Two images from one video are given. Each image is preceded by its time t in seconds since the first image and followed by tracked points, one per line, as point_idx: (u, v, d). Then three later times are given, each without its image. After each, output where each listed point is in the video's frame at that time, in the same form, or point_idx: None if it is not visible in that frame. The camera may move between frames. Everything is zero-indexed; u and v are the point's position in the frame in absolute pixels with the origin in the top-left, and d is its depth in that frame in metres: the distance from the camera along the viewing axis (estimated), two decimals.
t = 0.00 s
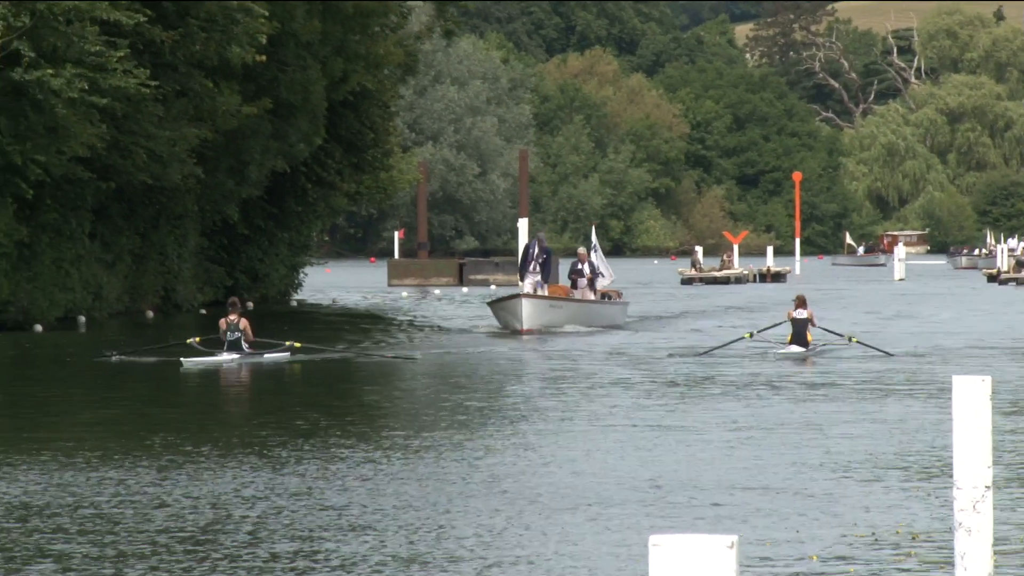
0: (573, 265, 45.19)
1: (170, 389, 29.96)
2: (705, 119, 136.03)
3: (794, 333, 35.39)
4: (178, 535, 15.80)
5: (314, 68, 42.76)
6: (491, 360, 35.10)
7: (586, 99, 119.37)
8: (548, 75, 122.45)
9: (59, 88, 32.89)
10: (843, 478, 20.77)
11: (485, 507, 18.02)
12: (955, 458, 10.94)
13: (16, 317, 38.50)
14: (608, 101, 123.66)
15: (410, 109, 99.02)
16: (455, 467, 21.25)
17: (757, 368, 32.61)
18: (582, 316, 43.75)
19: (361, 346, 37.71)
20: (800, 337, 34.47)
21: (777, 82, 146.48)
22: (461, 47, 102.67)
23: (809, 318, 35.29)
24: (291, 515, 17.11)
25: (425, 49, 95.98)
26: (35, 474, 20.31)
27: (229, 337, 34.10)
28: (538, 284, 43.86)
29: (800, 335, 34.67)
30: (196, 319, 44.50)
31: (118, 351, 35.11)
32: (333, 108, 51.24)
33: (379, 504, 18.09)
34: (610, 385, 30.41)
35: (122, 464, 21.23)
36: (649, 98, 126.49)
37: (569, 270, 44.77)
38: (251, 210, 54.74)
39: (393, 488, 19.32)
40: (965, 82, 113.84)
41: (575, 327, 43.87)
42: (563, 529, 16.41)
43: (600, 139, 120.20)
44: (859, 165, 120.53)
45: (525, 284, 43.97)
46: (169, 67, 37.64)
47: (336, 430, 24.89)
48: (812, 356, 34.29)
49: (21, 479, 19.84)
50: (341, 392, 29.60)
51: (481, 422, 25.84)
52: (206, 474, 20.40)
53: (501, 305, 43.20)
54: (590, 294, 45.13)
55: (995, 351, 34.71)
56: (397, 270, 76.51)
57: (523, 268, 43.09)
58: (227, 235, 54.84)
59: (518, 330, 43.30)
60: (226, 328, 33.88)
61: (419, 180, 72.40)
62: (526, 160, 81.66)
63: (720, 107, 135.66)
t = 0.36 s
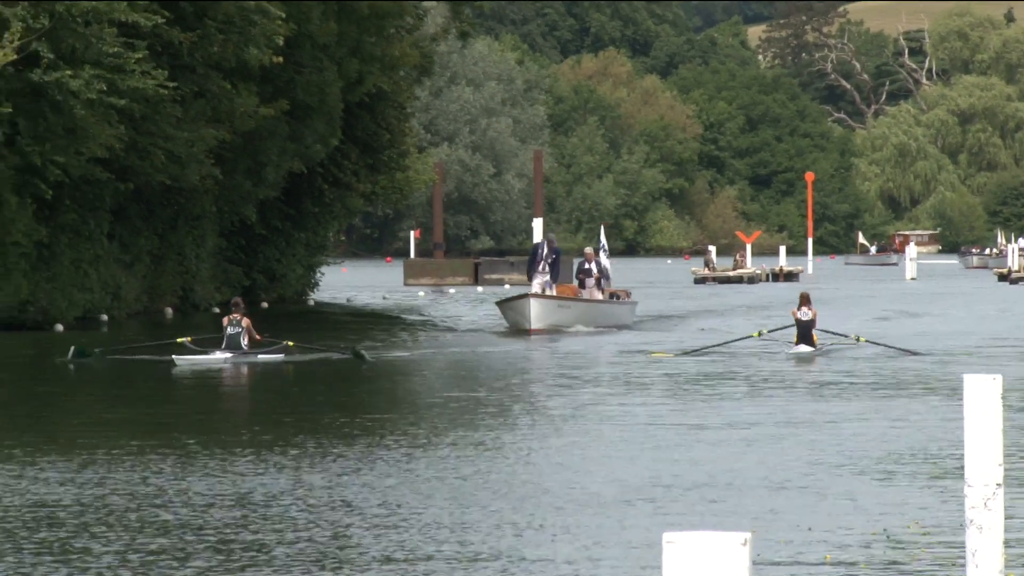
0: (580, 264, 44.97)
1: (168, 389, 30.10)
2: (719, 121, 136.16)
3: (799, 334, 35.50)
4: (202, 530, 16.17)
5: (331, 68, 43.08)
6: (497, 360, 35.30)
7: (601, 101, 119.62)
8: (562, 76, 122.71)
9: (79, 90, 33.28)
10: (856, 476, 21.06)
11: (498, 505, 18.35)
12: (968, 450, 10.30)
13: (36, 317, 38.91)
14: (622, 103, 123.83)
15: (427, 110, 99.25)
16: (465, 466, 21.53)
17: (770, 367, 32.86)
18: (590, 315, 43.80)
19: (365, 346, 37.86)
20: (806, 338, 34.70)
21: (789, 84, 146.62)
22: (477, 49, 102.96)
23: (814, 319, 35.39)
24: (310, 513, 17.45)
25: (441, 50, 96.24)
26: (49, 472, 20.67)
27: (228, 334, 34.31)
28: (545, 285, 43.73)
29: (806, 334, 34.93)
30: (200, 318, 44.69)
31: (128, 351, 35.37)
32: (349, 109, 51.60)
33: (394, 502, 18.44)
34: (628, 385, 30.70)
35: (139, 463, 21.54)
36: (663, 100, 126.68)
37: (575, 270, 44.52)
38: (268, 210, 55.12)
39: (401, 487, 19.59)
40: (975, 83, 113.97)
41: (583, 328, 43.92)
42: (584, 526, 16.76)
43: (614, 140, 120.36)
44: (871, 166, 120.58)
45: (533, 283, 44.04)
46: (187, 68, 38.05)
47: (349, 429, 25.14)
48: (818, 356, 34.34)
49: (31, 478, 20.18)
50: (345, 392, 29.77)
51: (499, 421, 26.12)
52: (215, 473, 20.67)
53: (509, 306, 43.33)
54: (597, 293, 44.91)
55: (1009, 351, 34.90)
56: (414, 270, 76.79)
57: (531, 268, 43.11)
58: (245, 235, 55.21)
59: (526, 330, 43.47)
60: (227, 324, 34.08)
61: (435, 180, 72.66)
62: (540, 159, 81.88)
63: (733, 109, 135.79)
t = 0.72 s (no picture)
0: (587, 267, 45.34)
1: (173, 390, 30.41)
2: (732, 124, 136.63)
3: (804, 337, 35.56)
4: (224, 526, 16.64)
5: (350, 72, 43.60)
6: (508, 360, 35.43)
7: (615, 104, 120.10)
8: (578, 79, 123.28)
9: (100, 92, 34.09)
10: (868, 474, 21.45)
11: (513, 501, 18.78)
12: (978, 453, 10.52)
13: (58, 317, 39.43)
14: (636, 106, 124.41)
15: (443, 113, 99.74)
16: (486, 463, 22.02)
17: (784, 366, 33.26)
18: (600, 317, 43.95)
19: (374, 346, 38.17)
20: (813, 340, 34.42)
21: (802, 87, 147.13)
22: (493, 53, 103.57)
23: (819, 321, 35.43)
24: (336, 507, 18.01)
25: (457, 54, 96.82)
26: (69, 470, 21.08)
27: (231, 333, 34.34)
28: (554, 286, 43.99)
29: (812, 337, 34.52)
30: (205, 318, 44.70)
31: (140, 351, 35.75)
32: (367, 112, 52.17)
33: (408, 498, 18.88)
34: (647, 383, 31.22)
35: (161, 462, 21.91)
36: (676, 103, 127.20)
37: (584, 271, 44.90)
38: (287, 212, 55.73)
39: (412, 484, 20.00)
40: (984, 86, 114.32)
41: (594, 329, 44.07)
42: (602, 523, 17.18)
43: (629, 142, 120.87)
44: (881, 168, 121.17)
45: (542, 285, 44.28)
46: (207, 72, 38.66)
47: (369, 428, 25.49)
48: (823, 357, 34.38)
49: (50, 475, 20.59)
50: (356, 391, 30.11)
51: (518, 419, 26.52)
52: (232, 471, 21.06)
53: (518, 306, 43.61)
54: (606, 295, 45.20)
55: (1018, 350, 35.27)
56: (432, 271, 77.33)
57: (541, 268, 43.34)
58: (264, 236, 55.79)
59: (537, 330, 43.71)
60: (231, 324, 34.06)
61: (453, 182, 73.21)
62: (556, 163, 82.29)
63: (747, 112, 136.28)
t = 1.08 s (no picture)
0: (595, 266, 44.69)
1: (171, 389, 30.66)
2: (742, 126, 137.00)
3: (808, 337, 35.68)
4: (241, 522, 17.13)
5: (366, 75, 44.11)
6: (514, 360, 35.77)
7: (627, 106, 120.46)
8: (590, 82, 123.71)
9: (121, 95, 34.96)
10: (876, 469, 21.86)
11: (520, 497, 19.27)
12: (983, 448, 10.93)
13: (79, 316, 39.97)
14: (648, 108, 124.86)
15: (457, 115, 100.28)
16: (501, 460, 22.43)
17: (791, 364, 33.72)
18: (606, 317, 44.03)
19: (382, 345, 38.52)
20: (815, 339, 34.61)
21: (812, 89, 147.42)
22: (507, 55, 104.22)
23: (823, 320, 35.54)
24: (353, 503, 18.53)
25: (471, 57, 97.28)
26: (89, 468, 21.53)
27: (230, 336, 34.83)
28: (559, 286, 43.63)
29: (814, 337, 34.72)
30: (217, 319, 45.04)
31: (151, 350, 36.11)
32: (382, 114, 52.68)
33: (420, 494, 19.34)
34: (660, 380, 31.68)
35: (182, 460, 22.33)
36: (688, 105, 127.75)
37: (591, 271, 44.36)
38: (304, 213, 56.26)
39: (420, 481, 20.43)
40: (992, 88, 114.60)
41: (599, 329, 44.14)
42: (614, 521, 17.59)
43: (640, 144, 121.30)
44: (889, 170, 121.51)
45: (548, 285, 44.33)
46: (226, 75, 39.23)
47: (386, 427, 25.87)
48: (826, 357, 34.53)
49: (66, 473, 21.02)
50: (366, 390, 30.46)
51: (534, 417, 26.94)
52: (248, 469, 21.48)
53: (525, 306, 43.65)
54: (613, 296, 44.71)
55: None
56: (446, 271, 77.83)
57: (548, 268, 43.21)
58: (281, 237, 56.30)
59: (543, 330, 43.76)
60: (229, 326, 34.58)
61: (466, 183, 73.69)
62: (569, 165, 82.75)
63: (756, 114, 136.66)
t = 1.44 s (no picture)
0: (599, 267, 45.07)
1: (164, 390, 30.73)
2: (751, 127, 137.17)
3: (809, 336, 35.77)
4: (251, 520, 17.34)
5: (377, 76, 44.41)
6: (515, 359, 35.81)
7: (637, 107, 120.62)
8: (599, 83, 123.94)
9: (133, 96, 35.27)
10: (881, 468, 22.01)
11: (513, 496, 19.38)
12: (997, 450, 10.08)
13: (93, 315, 40.34)
14: (657, 109, 125.10)
15: (468, 117, 100.50)
16: (511, 459, 22.67)
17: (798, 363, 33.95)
18: (609, 318, 43.78)
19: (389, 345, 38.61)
20: (817, 339, 34.70)
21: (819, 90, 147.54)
22: (518, 57, 104.39)
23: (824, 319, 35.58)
24: (365, 501, 18.82)
25: (482, 58, 97.50)
26: (106, 466, 21.76)
27: (223, 341, 34.66)
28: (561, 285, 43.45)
29: (817, 336, 34.83)
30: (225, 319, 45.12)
31: (160, 351, 36.34)
32: (393, 115, 52.97)
33: (421, 493, 19.49)
34: (670, 379, 31.91)
35: (201, 459, 22.54)
36: (696, 106, 127.98)
37: (595, 271, 44.72)
38: (316, 213, 56.54)
39: (431, 479, 20.69)
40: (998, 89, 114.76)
41: (602, 330, 43.86)
42: (624, 519, 17.83)
43: (650, 145, 121.49)
44: (895, 170, 121.73)
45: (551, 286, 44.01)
46: (238, 76, 39.64)
47: (396, 425, 26.10)
48: (828, 357, 34.62)
49: (80, 472, 21.23)
50: (372, 390, 30.61)
51: (547, 416, 27.16)
52: (261, 468, 21.73)
53: (528, 306, 43.15)
54: (615, 296, 44.75)
55: None
56: (457, 270, 78.09)
57: (551, 269, 43.11)
58: (293, 237, 56.55)
59: (545, 330, 43.24)
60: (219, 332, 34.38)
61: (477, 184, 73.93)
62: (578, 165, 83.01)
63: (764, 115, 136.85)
